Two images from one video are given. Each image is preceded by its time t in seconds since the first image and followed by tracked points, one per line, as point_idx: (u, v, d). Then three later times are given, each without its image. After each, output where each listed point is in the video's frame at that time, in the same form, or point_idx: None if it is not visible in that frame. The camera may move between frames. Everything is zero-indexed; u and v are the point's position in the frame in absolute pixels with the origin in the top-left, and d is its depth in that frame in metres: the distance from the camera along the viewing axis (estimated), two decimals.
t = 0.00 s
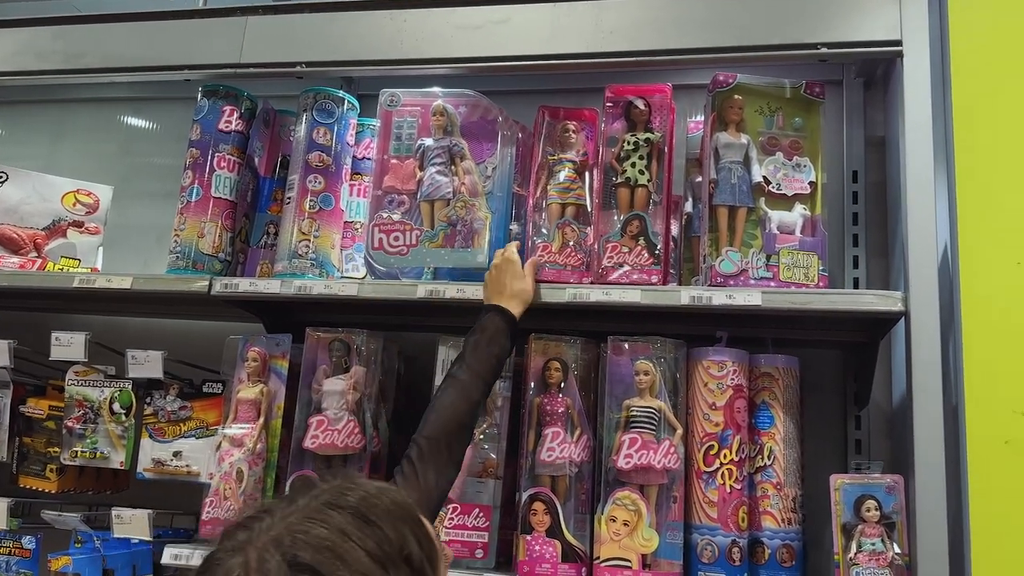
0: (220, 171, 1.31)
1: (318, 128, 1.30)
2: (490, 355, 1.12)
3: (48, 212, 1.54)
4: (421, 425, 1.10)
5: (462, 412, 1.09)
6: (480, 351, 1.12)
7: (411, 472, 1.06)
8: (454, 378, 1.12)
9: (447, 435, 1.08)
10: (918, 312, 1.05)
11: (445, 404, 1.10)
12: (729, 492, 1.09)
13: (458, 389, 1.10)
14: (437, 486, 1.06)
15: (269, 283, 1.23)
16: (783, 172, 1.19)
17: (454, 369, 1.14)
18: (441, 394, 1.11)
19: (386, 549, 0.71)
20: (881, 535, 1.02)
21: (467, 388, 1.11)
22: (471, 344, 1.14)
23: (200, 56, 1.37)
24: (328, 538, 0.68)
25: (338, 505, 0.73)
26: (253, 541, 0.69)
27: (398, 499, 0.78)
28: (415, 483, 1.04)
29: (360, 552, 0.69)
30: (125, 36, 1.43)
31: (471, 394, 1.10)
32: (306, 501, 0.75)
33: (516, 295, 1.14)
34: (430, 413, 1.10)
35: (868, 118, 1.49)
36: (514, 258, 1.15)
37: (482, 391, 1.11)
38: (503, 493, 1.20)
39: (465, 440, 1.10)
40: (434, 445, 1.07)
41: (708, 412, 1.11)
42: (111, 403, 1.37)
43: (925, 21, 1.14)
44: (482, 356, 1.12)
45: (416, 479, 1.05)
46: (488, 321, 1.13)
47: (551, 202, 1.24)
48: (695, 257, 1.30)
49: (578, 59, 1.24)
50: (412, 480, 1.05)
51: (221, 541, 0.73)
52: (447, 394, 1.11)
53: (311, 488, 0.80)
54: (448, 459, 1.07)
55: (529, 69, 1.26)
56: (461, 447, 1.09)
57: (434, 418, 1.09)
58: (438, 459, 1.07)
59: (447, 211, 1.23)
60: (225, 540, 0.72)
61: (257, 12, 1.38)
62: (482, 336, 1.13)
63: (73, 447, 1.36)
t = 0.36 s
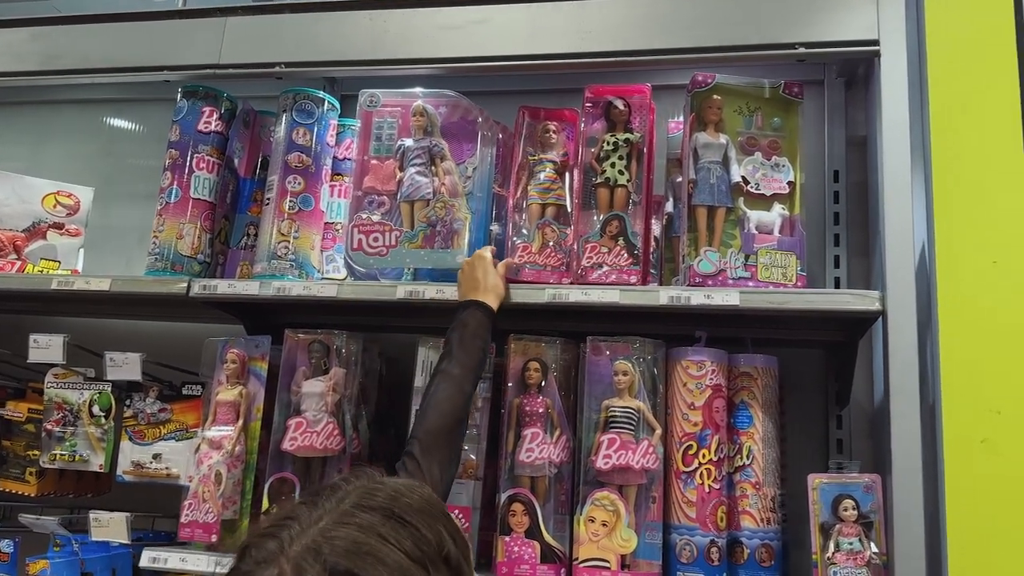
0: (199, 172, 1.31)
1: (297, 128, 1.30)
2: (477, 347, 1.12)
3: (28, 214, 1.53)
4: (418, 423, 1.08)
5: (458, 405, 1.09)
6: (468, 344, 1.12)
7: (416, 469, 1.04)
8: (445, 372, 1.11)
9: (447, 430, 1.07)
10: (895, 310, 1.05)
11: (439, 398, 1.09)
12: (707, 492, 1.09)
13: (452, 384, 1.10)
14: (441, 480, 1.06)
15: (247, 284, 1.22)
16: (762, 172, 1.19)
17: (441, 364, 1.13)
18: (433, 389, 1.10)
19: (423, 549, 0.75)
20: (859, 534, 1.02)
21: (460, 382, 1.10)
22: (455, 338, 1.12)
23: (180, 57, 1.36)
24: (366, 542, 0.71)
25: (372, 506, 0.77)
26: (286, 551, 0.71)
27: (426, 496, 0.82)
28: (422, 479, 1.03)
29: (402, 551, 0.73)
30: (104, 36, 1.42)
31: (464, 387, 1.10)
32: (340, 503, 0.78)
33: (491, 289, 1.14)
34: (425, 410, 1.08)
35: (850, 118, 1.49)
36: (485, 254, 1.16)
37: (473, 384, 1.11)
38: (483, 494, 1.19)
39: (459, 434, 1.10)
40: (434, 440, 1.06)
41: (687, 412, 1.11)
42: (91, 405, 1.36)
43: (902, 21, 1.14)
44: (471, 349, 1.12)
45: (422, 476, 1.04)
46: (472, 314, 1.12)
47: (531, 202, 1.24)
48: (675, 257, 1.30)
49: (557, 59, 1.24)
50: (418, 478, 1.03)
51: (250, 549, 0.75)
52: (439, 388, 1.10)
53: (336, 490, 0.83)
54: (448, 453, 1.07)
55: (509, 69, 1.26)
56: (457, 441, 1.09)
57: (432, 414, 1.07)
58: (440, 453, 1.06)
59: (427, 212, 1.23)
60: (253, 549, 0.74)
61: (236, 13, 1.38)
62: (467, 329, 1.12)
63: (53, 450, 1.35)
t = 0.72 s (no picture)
0: (179, 174, 1.30)
1: (278, 130, 1.29)
2: (471, 350, 1.12)
3: (10, 217, 1.53)
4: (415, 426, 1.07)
5: (455, 408, 1.09)
6: (462, 347, 1.11)
7: (415, 472, 1.03)
8: (439, 375, 1.10)
9: (444, 433, 1.07)
10: (873, 311, 1.05)
11: (436, 401, 1.08)
12: (687, 493, 1.09)
13: (448, 386, 1.09)
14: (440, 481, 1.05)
15: (227, 287, 1.22)
16: (741, 173, 1.19)
17: (435, 367, 1.12)
18: (428, 392, 1.09)
19: (447, 540, 0.77)
20: (837, 535, 1.02)
21: (456, 384, 1.10)
22: (449, 341, 1.12)
23: (161, 59, 1.36)
24: (391, 529, 0.73)
25: (395, 497, 0.78)
26: (310, 537, 0.72)
27: (441, 492, 0.84)
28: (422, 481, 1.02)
29: (426, 540, 0.74)
30: (84, 39, 1.42)
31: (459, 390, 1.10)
32: (362, 494, 0.79)
33: (481, 292, 1.13)
34: (421, 413, 1.08)
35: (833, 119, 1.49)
36: (472, 258, 1.15)
37: (468, 386, 1.11)
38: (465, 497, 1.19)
39: (455, 437, 1.09)
40: (432, 442, 1.06)
41: (666, 413, 1.11)
42: (72, 409, 1.35)
43: (879, 21, 1.14)
44: (465, 352, 1.11)
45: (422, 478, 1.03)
46: (463, 317, 1.11)
47: (511, 203, 1.24)
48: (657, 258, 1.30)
49: (537, 61, 1.23)
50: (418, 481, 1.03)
51: (272, 537, 0.75)
52: (435, 391, 1.09)
53: (356, 482, 0.84)
54: (446, 455, 1.07)
55: (489, 71, 1.26)
56: (453, 443, 1.09)
57: (429, 417, 1.07)
58: (438, 456, 1.06)
59: (408, 214, 1.22)
60: (275, 537, 0.74)
61: (216, 15, 1.38)
62: (460, 331, 1.11)
63: (33, 454, 1.34)
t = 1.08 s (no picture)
0: (163, 177, 1.30)
1: (262, 133, 1.29)
2: (453, 351, 1.09)
3: None
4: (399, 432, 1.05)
5: (439, 411, 1.07)
6: (444, 349, 1.09)
7: (403, 480, 1.01)
8: (421, 379, 1.08)
9: (429, 438, 1.05)
10: (857, 312, 1.04)
11: (419, 405, 1.06)
12: (671, 496, 1.08)
13: (431, 390, 1.07)
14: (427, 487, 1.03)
15: (210, 290, 1.21)
16: (726, 174, 1.19)
17: (417, 370, 1.10)
18: (412, 397, 1.07)
19: (469, 554, 0.77)
20: (822, 538, 1.01)
21: (439, 387, 1.08)
22: (430, 343, 1.09)
23: (144, 62, 1.35)
24: (415, 549, 0.73)
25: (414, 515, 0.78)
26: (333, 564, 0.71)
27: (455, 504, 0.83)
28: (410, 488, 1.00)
29: (449, 557, 0.74)
30: (68, 42, 1.41)
31: (443, 392, 1.08)
32: (379, 513, 0.78)
33: (462, 291, 1.12)
34: (404, 418, 1.06)
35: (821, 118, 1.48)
36: (451, 258, 1.15)
37: (451, 388, 1.09)
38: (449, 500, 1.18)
39: (440, 440, 1.08)
40: (417, 448, 1.04)
41: (651, 416, 1.10)
42: (55, 413, 1.34)
43: (863, 20, 1.13)
44: (447, 354, 1.09)
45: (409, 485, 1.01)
46: (444, 318, 1.10)
47: (497, 201, 1.23)
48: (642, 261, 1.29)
49: (520, 62, 1.23)
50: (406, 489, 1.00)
51: (293, 565, 0.74)
52: (418, 395, 1.07)
53: (368, 498, 0.83)
54: (432, 460, 1.05)
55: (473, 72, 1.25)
56: (438, 446, 1.07)
57: (414, 423, 1.05)
58: (423, 461, 1.04)
59: (391, 217, 1.22)
60: (296, 565, 0.73)
61: (200, 17, 1.37)
62: (441, 333, 1.09)
63: (17, 459, 1.34)
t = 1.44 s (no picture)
0: (142, 180, 1.29)
1: (241, 134, 1.27)
2: (431, 349, 1.08)
3: None
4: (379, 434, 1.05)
5: (419, 412, 1.06)
6: (421, 347, 1.08)
7: (383, 484, 1.00)
8: (400, 379, 1.07)
9: (409, 440, 1.04)
10: (839, 313, 1.03)
11: (398, 406, 1.05)
12: (652, 501, 1.07)
13: (410, 391, 1.06)
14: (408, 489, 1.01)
15: (188, 294, 1.20)
16: (708, 174, 1.17)
17: (396, 371, 1.09)
18: (391, 398, 1.07)
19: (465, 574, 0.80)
20: (803, 543, 1.00)
21: (417, 387, 1.07)
22: (408, 343, 1.08)
23: (124, 65, 1.34)
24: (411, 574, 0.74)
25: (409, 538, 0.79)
26: None
27: (449, 522, 0.85)
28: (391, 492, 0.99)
29: None
30: (47, 45, 1.40)
31: (422, 392, 1.07)
32: (375, 537, 0.79)
33: (441, 289, 1.11)
34: (383, 420, 1.05)
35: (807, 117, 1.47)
36: (430, 256, 1.14)
37: (430, 388, 1.08)
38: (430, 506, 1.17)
39: (422, 442, 1.06)
40: (398, 450, 1.03)
41: (632, 419, 1.09)
42: (36, 419, 1.33)
43: (845, 18, 1.12)
44: (425, 352, 1.08)
45: (389, 488, 1.00)
46: (421, 316, 1.08)
47: (476, 203, 1.22)
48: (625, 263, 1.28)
49: (501, 62, 1.22)
50: (385, 493, 0.99)
51: None
52: (397, 395, 1.06)
53: (358, 519, 0.84)
54: (412, 463, 1.04)
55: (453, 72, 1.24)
56: (420, 449, 1.06)
57: (393, 425, 1.04)
58: (403, 463, 1.03)
59: (371, 219, 1.21)
60: None
61: (179, 18, 1.36)
62: (419, 332, 1.08)
63: None
